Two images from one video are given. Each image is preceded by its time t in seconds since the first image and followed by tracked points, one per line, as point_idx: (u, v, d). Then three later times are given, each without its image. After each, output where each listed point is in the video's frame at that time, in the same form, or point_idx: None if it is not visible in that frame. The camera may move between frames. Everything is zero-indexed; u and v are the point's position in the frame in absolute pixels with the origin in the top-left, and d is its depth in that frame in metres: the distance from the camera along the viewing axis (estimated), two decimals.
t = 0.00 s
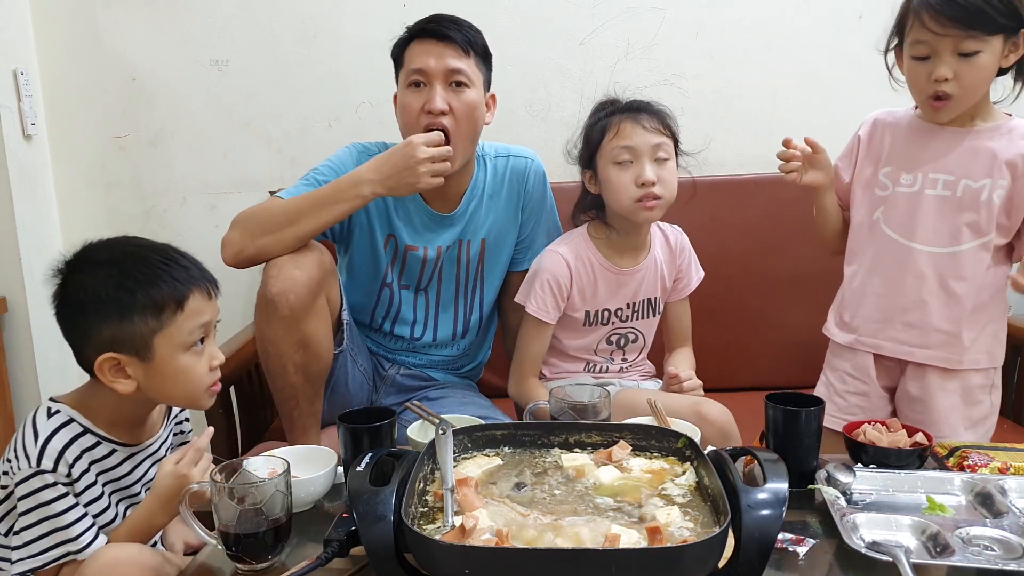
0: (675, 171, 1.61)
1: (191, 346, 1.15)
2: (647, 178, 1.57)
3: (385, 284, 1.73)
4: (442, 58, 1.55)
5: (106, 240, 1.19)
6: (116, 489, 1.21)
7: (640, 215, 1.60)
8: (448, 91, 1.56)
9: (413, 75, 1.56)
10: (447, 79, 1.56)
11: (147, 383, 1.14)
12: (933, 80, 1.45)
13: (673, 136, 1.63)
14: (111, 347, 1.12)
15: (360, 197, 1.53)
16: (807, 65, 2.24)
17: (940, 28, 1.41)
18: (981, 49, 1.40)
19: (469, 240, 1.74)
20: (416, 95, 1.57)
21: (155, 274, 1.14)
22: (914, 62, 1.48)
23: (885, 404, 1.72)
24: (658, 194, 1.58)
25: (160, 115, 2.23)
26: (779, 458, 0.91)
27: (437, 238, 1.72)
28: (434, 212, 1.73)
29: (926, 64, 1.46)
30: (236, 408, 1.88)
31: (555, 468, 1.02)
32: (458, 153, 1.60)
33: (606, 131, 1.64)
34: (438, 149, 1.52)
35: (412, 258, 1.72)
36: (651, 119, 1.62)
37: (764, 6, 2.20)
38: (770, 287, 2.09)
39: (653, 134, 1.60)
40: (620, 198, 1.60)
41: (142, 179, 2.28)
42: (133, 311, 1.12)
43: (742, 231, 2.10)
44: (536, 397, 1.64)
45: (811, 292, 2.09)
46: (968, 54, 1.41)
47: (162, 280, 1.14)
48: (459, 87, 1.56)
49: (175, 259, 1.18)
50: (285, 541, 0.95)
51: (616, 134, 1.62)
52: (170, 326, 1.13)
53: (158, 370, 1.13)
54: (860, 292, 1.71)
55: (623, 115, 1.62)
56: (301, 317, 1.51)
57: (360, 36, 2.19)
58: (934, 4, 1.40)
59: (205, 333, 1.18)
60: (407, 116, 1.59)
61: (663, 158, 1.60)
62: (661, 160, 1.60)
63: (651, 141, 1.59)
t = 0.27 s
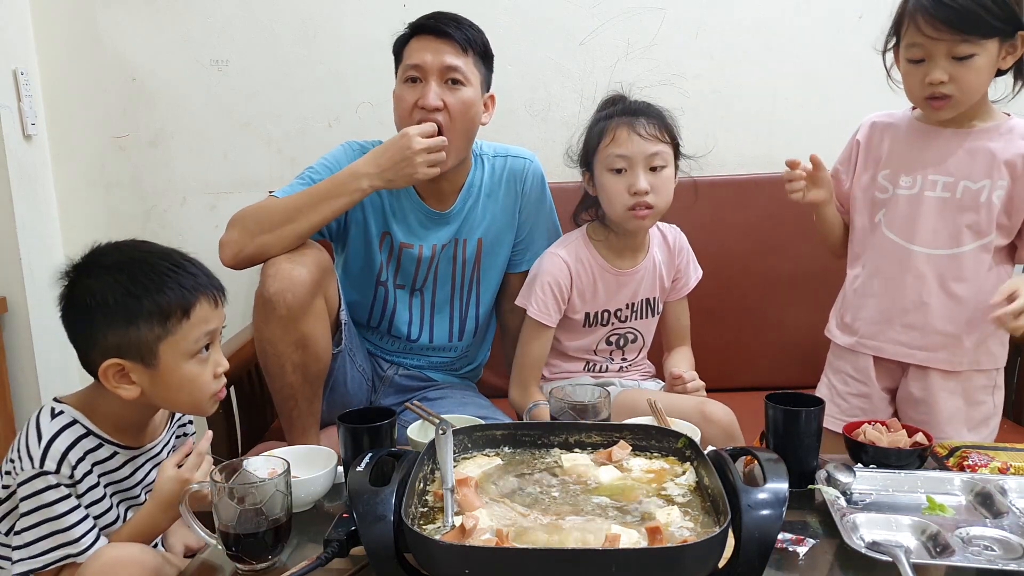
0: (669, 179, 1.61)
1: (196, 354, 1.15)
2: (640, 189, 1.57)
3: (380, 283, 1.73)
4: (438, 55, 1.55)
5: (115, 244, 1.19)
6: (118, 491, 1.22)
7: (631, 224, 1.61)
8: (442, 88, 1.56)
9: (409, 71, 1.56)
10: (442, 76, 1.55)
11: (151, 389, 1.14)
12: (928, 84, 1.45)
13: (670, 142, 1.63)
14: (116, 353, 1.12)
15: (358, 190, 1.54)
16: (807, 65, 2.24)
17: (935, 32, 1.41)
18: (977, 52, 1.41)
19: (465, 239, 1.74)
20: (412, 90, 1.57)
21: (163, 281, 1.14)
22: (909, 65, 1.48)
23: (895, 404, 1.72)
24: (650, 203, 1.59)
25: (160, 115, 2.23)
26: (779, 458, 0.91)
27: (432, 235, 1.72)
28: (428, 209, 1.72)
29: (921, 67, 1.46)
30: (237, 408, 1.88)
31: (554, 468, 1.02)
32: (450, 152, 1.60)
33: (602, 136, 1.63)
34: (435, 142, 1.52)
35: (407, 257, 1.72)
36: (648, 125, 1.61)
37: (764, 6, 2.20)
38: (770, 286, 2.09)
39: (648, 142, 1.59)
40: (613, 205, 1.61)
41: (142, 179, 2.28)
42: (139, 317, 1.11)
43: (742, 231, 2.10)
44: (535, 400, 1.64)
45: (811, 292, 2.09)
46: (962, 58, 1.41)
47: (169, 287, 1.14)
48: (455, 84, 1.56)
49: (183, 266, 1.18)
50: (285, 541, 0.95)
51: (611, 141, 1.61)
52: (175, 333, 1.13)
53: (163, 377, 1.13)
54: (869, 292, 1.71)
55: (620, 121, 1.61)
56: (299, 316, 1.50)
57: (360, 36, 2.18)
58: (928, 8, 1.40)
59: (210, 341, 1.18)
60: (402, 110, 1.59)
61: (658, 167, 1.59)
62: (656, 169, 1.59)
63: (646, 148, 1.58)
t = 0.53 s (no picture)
0: (670, 183, 1.61)
1: (188, 353, 1.15)
2: (639, 193, 1.57)
3: (381, 284, 1.74)
4: (431, 60, 1.55)
5: (109, 241, 1.19)
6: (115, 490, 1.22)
7: (630, 227, 1.61)
8: (437, 93, 1.56)
9: (404, 76, 1.57)
10: (436, 81, 1.55)
11: (144, 388, 1.14)
12: (923, 81, 1.45)
13: (672, 146, 1.62)
14: (109, 352, 1.12)
15: (357, 190, 1.54)
16: (807, 65, 2.24)
17: (931, 30, 1.41)
18: (972, 52, 1.40)
19: (465, 240, 1.74)
20: (406, 96, 1.57)
21: (156, 280, 1.14)
22: (905, 62, 1.48)
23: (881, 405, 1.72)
24: (650, 208, 1.59)
25: (160, 115, 2.23)
26: (779, 457, 0.91)
27: (431, 237, 1.73)
28: (429, 213, 1.72)
29: (917, 64, 1.46)
30: (237, 407, 1.88)
31: (554, 468, 1.02)
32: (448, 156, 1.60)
33: (603, 138, 1.62)
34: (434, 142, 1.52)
35: (407, 259, 1.72)
36: (650, 129, 1.60)
37: (764, 6, 2.20)
38: (770, 286, 2.09)
39: (650, 146, 1.58)
40: (612, 209, 1.61)
41: (142, 179, 2.28)
42: (132, 317, 1.12)
43: (742, 231, 2.10)
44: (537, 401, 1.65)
45: (811, 292, 2.09)
46: (958, 57, 1.41)
47: (162, 287, 1.14)
48: (450, 88, 1.56)
49: (177, 265, 1.18)
50: (285, 541, 0.95)
51: (612, 143, 1.60)
52: (167, 333, 1.13)
53: (155, 375, 1.13)
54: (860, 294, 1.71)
55: (622, 123, 1.61)
56: (297, 316, 1.50)
57: (360, 36, 2.19)
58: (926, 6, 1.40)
59: (203, 341, 1.17)
60: (397, 117, 1.59)
61: (659, 171, 1.59)
62: (657, 172, 1.59)
63: (647, 152, 1.58)
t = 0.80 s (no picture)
0: (671, 185, 1.61)
1: (181, 349, 1.15)
2: (640, 195, 1.57)
3: (380, 284, 1.73)
4: (432, 57, 1.55)
5: (102, 239, 1.19)
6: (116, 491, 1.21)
7: (632, 229, 1.61)
8: (437, 89, 1.55)
9: (404, 73, 1.57)
10: (436, 77, 1.55)
11: (138, 386, 1.14)
12: (915, 85, 1.41)
13: (673, 148, 1.62)
14: (101, 349, 1.12)
15: (347, 195, 1.52)
16: (807, 65, 2.24)
17: (921, 33, 1.36)
18: (964, 54, 1.35)
19: (465, 239, 1.74)
20: (406, 93, 1.57)
21: (147, 277, 1.14)
22: (896, 65, 1.43)
23: (869, 405, 1.72)
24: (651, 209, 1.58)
25: (160, 115, 2.23)
26: (779, 457, 0.91)
27: (432, 237, 1.73)
28: (429, 211, 1.72)
29: (908, 68, 1.41)
30: (236, 407, 1.87)
31: (554, 468, 1.02)
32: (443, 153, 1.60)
33: (605, 138, 1.62)
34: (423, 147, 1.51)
35: (407, 259, 1.72)
36: (651, 130, 1.60)
37: (764, 5, 2.20)
38: (770, 286, 2.09)
39: (651, 148, 1.58)
40: (612, 210, 1.61)
41: (142, 179, 2.28)
42: (123, 314, 1.11)
43: (742, 232, 2.10)
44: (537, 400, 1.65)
45: (811, 292, 2.09)
46: (950, 60, 1.36)
47: (153, 284, 1.14)
48: (450, 84, 1.56)
49: (169, 262, 1.18)
50: (285, 541, 0.95)
51: (613, 144, 1.60)
52: (159, 329, 1.13)
53: (148, 371, 1.13)
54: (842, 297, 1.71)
55: (623, 124, 1.61)
56: (294, 316, 1.50)
57: (360, 36, 2.18)
58: (915, 8, 1.35)
59: (196, 337, 1.17)
60: (398, 115, 1.59)
61: (660, 173, 1.59)
62: (658, 175, 1.59)
63: (648, 154, 1.58)
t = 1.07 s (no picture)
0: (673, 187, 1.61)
1: (180, 337, 1.15)
2: (641, 197, 1.57)
3: (379, 283, 1.73)
4: (442, 60, 1.55)
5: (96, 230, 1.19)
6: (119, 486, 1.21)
7: (632, 231, 1.61)
8: (449, 93, 1.55)
9: (414, 77, 1.55)
10: (448, 81, 1.55)
11: (137, 374, 1.14)
12: (908, 89, 1.40)
13: (675, 149, 1.62)
14: (99, 337, 1.12)
15: (317, 221, 1.48)
16: (807, 65, 2.24)
17: (911, 39, 1.35)
18: (956, 58, 1.34)
19: (466, 238, 1.74)
20: (416, 97, 1.55)
21: (143, 265, 1.14)
22: (888, 69, 1.42)
23: (860, 406, 1.72)
24: (651, 211, 1.59)
25: (160, 115, 2.23)
26: (778, 457, 0.91)
27: (433, 236, 1.72)
28: (430, 211, 1.72)
29: (901, 72, 1.40)
30: (236, 408, 1.87)
31: (554, 469, 1.02)
32: (455, 158, 1.60)
33: (607, 139, 1.62)
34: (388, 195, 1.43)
35: (408, 258, 1.72)
36: (653, 131, 1.60)
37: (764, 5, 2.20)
38: (770, 286, 2.09)
39: (652, 149, 1.58)
40: (613, 211, 1.61)
41: (142, 179, 2.28)
42: (121, 301, 1.12)
43: (742, 232, 2.10)
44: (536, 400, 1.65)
45: (811, 292, 2.09)
46: (942, 64, 1.35)
47: (150, 273, 1.14)
48: (460, 89, 1.56)
49: (164, 251, 1.18)
50: (285, 541, 0.95)
51: (614, 146, 1.60)
52: (157, 317, 1.13)
53: (147, 359, 1.13)
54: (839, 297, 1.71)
55: (624, 126, 1.61)
56: (285, 317, 1.51)
57: (360, 36, 2.18)
58: (904, 13, 1.33)
59: (195, 326, 1.17)
60: (407, 121, 1.57)
61: (662, 175, 1.60)
62: (658, 176, 1.59)
63: (649, 156, 1.58)
